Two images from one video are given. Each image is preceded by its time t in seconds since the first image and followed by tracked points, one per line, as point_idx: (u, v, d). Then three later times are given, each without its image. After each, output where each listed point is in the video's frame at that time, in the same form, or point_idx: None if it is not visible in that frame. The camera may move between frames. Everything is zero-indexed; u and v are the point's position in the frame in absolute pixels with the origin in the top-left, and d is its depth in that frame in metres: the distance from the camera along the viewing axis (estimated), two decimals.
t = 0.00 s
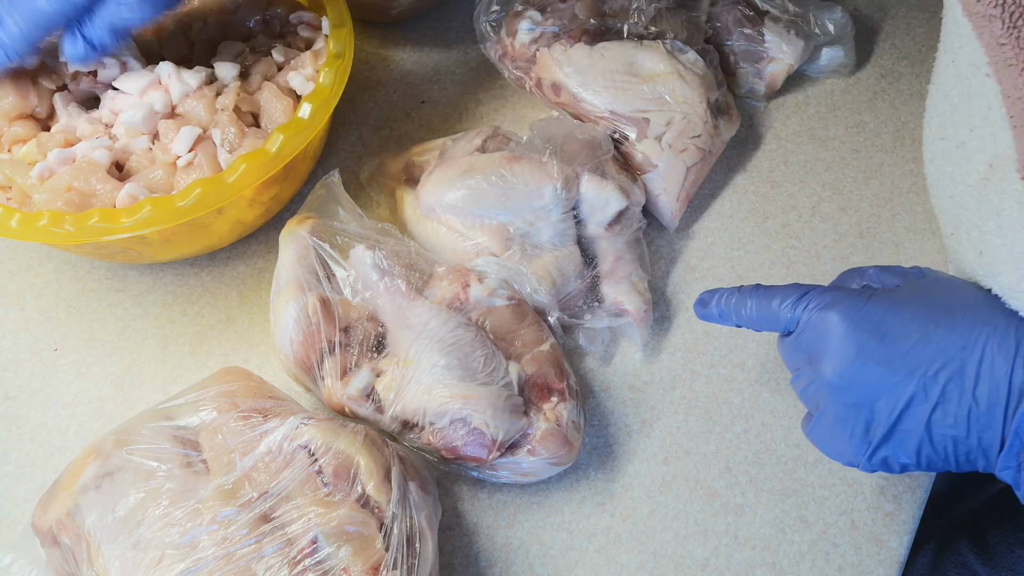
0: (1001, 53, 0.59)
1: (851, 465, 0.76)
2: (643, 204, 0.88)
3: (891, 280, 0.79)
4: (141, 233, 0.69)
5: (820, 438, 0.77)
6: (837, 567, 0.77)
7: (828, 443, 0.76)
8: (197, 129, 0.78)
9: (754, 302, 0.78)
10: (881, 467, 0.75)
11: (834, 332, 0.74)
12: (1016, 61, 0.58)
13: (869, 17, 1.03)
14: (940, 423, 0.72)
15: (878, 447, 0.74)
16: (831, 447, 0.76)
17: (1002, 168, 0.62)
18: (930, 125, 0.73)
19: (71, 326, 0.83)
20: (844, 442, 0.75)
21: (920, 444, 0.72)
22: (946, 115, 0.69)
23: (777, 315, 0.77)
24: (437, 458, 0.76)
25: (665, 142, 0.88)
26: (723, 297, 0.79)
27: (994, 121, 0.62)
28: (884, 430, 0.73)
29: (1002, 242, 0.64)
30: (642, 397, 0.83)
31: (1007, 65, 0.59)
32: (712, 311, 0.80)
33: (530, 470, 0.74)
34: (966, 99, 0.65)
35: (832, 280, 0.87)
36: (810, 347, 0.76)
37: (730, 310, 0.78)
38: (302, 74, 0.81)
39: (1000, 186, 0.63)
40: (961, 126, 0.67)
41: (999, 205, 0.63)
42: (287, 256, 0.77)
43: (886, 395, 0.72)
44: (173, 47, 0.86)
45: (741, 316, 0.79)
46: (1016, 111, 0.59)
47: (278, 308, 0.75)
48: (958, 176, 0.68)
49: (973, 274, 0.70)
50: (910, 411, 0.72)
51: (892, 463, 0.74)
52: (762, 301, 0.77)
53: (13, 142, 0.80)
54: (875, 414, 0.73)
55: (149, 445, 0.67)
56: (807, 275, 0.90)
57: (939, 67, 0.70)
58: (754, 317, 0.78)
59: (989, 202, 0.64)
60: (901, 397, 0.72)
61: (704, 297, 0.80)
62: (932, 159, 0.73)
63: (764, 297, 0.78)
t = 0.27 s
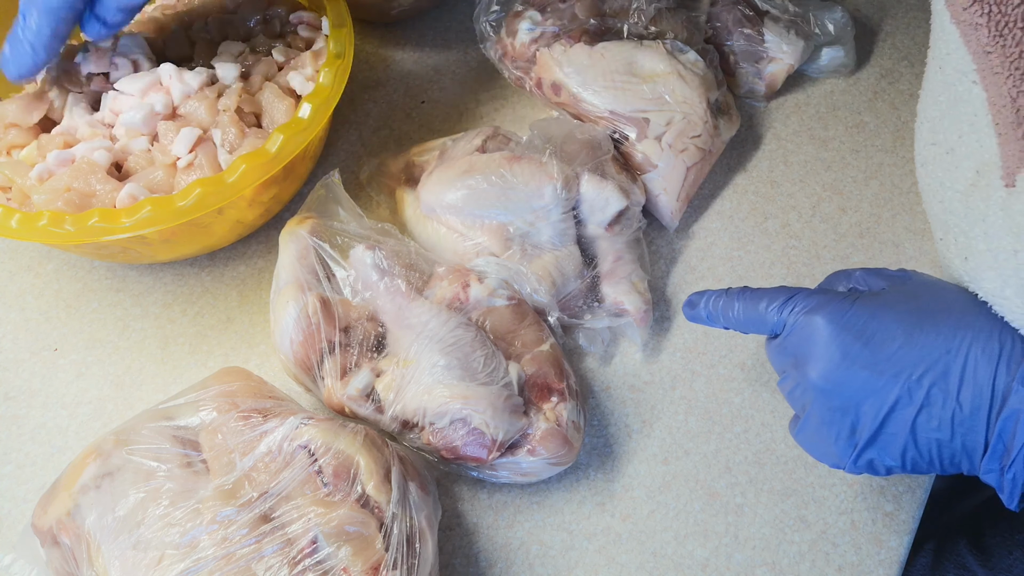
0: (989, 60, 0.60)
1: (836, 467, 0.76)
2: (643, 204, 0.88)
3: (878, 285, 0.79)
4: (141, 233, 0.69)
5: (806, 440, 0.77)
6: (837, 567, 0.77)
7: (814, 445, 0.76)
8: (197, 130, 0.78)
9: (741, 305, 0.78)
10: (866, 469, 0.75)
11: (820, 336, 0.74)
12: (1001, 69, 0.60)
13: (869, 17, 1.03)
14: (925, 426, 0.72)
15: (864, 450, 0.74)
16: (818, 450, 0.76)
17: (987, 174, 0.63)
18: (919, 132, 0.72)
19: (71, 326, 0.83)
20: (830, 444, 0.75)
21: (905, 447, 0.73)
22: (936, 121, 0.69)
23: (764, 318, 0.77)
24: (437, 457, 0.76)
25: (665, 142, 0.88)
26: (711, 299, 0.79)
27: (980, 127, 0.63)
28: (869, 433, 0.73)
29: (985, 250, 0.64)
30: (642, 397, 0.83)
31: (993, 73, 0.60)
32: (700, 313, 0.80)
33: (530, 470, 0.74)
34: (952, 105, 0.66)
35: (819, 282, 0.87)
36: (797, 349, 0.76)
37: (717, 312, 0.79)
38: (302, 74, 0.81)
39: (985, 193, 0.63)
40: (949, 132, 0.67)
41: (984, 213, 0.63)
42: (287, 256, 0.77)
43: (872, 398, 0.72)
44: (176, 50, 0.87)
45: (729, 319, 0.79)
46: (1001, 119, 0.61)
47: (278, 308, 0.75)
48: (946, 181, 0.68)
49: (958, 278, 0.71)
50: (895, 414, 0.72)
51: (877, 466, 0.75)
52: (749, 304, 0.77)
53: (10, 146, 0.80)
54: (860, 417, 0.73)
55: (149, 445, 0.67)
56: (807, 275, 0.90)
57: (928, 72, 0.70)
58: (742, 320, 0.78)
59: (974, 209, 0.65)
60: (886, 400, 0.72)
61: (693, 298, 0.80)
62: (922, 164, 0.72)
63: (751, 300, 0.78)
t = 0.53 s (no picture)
0: (977, 53, 0.59)
1: (822, 459, 0.76)
2: (643, 204, 0.88)
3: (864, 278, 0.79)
4: (141, 233, 0.69)
5: (793, 432, 0.77)
6: (838, 567, 0.77)
7: (800, 436, 0.77)
8: (199, 134, 0.77)
9: (729, 298, 0.79)
10: (851, 462, 0.75)
11: (805, 329, 0.75)
12: (988, 61, 0.58)
13: (869, 17, 1.03)
14: (907, 420, 0.71)
15: (848, 442, 0.74)
16: (804, 441, 0.77)
17: (975, 168, 0.62)
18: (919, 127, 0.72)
19: (71, 326, 0.83)
20: (815, 436, 0.75)
21: (888, 440, 0.72)
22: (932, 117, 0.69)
23: (751, 310, 0.78)
24: (437, 457, 0.76)
25: (665, 142, 0.88)
26: (700, 292, 0.80)
27: (969, 121, 0.62)
28: (852, 426, 0.73)
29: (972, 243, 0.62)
30: (642, 397, 0.83)
31: (982, 66, 0.59)
32: (689, 305, 0.81)
33: (530, 470, 0.74)
34: (944, 101, 0.66)
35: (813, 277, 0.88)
36: (783, 342, 0.77)
37: (706, 304, 0.80)
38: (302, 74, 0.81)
39: (974, 186, 0.62)
40: (943, 127, 0.66)
41: (973, 206, 0.62)
42: (287, 256, 0.77)
43: (855, 391, 0.73)
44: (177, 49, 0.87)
45: (718, 312, 0.80)
46: (988, 112, 0.60)
47: (278, 308, 0.75)
48: (941, 176, 0.67)
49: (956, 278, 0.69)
50: (878, 407, 0.72)
51: (862, 459, 0.74)
52: (737, 298, 0.79)
53: (10, 146, 0.79)
54: (844, 410, 0.73)
55: (149, 445, 0.67)
56: (807, 275, 0.90)
57: (923, 70, 0.70)
58: (730, 312, 0.79)
59: (965, 203, 0.63)
60: (870, 393, 0.72)
61: (682, 292, 0.81)
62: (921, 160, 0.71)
63: (739, 293, 0.79)
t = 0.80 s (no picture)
0: (986, 46, 0.59)
1: (825, 455, 0.76)
2: (643, 204, 0.88)
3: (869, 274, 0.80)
4: (141, 233, 0.69)
5: (796, 428, 0.77)
6: (838, 567, 0.77)
7: (803, 434, 0.77)
8: (197, 133, 0.78)
9: (734, 292, 0.78)
10: (855, 458, 0.75)
11: (810, 324, 0.75)
12: (998, 54, 0.59)
13: (869, 17, 1.03)
14: (913, 415, 0.72)
15: (853, 438, 0.74)
16: (807, 437, 0.77)
17: (985, 162, 0.62)
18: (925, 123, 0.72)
19: (71, 326, 0.83)
20: (819, 433, 0.75)
21: (893, 436, 0.73)
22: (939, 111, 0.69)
23: (756, 306, 0.78)
24: (437, 458, 0.76)
25: (665, 142, 0.88)
26: (704, 287, 0.80)
27: (977, 116, 0.62)
28: (858, 421, 0.73)
29: (979, 236, 0.63)
30: (642, 397, 0.83)
31: (991, 59, 0.59)
32: (693, 300, 0.81)
33: (530, 470, 0.74)
34: (951, 96, 0.66)
35: (812, 274, 0.88)
36: (788, 337, 0.77)
37: (710, 298, 0.79)
38: (302, 73, 0.81)
39: (983, 180, 0.62)
40: (950, 122, 0.67)
41: (982, 199, 0.62)
42: (287, 256, 0.77)
43: (861, 386, 0.73)
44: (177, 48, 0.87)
45: (722, 307, 0.79)
46: (996, 105, 0.60)
47: (278, 308, 0.75)
48: (948, 172, 0.67)
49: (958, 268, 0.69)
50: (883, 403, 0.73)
51: (866, 455, 0.75)
52: (742, 292, 0.78)
53: (9, 146, 0.79)
54: (849, 405, 0.74)
55: (149, 445, 0.67)
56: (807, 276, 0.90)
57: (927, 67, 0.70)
58: (735, 307, 0.79)
59: (973, 197, 0.64)
60: (876, 388, 0.73)
61: (687, 286, 0.81)
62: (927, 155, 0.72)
63: (744, 287, 0.78)
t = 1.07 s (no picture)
0: (987, 33, 0.59)
1: (826, 438, 0.77)
2: (643, 204, 0.88)
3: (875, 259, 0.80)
4: (141, 233, 0.69)
5: (798, 411, 0.78)
6: (837, 567, 0.77)
7: (805, 416, 0.77)
8: (197, 133, 0.78)
9: (736, 275, 0.79)
10: (856, 442, 0.76)
11: (813, 306, 0.75)
12: (999, 41, 0.58)
13: (869, 17, 1.03)
14: (915, 398, 0.72)
15: (853, 421, 0.74)
16: (808, 419, 0.77)
17: (985, 151, 0.63)
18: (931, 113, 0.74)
19: (71, 326, 0.83)
20: (820, 415, 0.76)
21: (895, 419, 0.73)
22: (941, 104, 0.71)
23: (759, 287, 0.78)
24: (437, 458, 0.76)
25: (665, 142, 0.88)
26: (707, 272, 0.81)
27: (976, 104, 0.64)
28: (859, 404, 0.74)
29: (978, 226, 0.63)
30: (642, 397, 0.83)
31: (992, 47, 0.59)
32: (696, 284, 0.81)
33: (530, 470, 0.74)
34: (952, 87, 0.67)
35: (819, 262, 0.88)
36: (791, 320, 0.78)
37: (713, 281, 0.80)
38: (302, 74, 0.81)
39: (982, 170, 0.63)
40: (950, 112, 0.68)
41: (982, 188, 0.63)
42: (287, 256, 0.77)
43: (863, 368, 0.73)
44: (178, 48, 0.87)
45: (724, 291, 0.80)
46: (997, 93, 0.60)
47: (278, 308, 0.75)
48: (950, 163, 0.68)
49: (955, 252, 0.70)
50: (885, 385, 0.73)
51: (867, 438, 0.75)
52: (745, 275, 0.79)
53: (10, 146, 0.80)
54: (851, 388, 0.74)
55: (149, 445, 0.67)
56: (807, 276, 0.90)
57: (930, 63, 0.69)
58: (737, 290, 0.79)
59: (973, 187, 0.64)
60: (877, 371, 0.73)
61: (690, 271, 0.82)
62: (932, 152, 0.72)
63: (748, 270, 0.79)
